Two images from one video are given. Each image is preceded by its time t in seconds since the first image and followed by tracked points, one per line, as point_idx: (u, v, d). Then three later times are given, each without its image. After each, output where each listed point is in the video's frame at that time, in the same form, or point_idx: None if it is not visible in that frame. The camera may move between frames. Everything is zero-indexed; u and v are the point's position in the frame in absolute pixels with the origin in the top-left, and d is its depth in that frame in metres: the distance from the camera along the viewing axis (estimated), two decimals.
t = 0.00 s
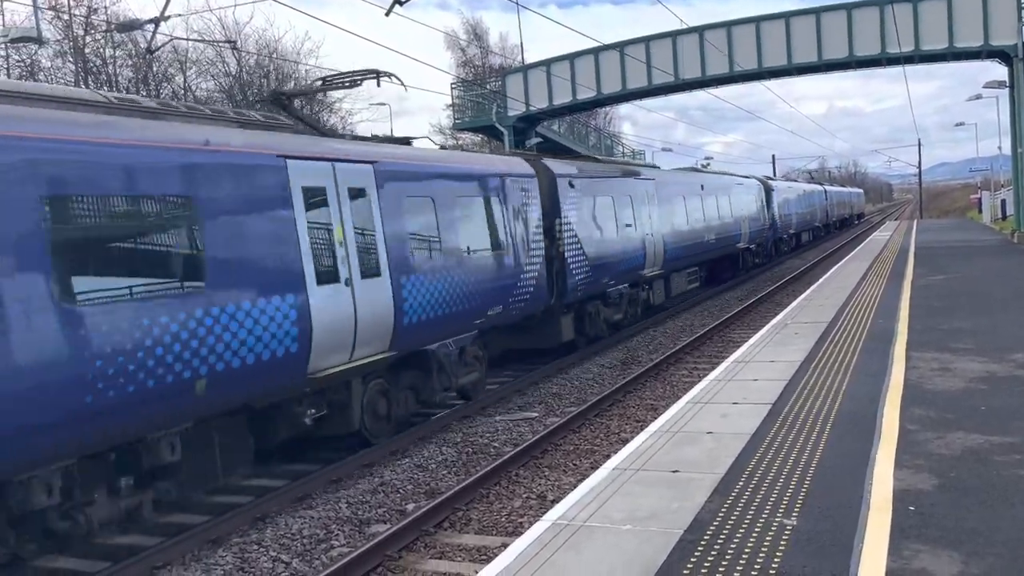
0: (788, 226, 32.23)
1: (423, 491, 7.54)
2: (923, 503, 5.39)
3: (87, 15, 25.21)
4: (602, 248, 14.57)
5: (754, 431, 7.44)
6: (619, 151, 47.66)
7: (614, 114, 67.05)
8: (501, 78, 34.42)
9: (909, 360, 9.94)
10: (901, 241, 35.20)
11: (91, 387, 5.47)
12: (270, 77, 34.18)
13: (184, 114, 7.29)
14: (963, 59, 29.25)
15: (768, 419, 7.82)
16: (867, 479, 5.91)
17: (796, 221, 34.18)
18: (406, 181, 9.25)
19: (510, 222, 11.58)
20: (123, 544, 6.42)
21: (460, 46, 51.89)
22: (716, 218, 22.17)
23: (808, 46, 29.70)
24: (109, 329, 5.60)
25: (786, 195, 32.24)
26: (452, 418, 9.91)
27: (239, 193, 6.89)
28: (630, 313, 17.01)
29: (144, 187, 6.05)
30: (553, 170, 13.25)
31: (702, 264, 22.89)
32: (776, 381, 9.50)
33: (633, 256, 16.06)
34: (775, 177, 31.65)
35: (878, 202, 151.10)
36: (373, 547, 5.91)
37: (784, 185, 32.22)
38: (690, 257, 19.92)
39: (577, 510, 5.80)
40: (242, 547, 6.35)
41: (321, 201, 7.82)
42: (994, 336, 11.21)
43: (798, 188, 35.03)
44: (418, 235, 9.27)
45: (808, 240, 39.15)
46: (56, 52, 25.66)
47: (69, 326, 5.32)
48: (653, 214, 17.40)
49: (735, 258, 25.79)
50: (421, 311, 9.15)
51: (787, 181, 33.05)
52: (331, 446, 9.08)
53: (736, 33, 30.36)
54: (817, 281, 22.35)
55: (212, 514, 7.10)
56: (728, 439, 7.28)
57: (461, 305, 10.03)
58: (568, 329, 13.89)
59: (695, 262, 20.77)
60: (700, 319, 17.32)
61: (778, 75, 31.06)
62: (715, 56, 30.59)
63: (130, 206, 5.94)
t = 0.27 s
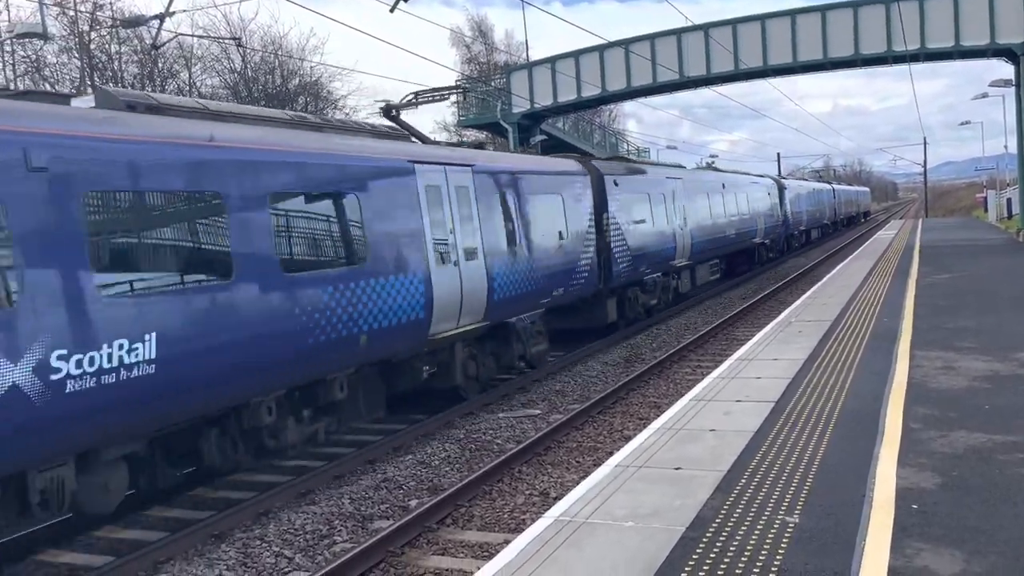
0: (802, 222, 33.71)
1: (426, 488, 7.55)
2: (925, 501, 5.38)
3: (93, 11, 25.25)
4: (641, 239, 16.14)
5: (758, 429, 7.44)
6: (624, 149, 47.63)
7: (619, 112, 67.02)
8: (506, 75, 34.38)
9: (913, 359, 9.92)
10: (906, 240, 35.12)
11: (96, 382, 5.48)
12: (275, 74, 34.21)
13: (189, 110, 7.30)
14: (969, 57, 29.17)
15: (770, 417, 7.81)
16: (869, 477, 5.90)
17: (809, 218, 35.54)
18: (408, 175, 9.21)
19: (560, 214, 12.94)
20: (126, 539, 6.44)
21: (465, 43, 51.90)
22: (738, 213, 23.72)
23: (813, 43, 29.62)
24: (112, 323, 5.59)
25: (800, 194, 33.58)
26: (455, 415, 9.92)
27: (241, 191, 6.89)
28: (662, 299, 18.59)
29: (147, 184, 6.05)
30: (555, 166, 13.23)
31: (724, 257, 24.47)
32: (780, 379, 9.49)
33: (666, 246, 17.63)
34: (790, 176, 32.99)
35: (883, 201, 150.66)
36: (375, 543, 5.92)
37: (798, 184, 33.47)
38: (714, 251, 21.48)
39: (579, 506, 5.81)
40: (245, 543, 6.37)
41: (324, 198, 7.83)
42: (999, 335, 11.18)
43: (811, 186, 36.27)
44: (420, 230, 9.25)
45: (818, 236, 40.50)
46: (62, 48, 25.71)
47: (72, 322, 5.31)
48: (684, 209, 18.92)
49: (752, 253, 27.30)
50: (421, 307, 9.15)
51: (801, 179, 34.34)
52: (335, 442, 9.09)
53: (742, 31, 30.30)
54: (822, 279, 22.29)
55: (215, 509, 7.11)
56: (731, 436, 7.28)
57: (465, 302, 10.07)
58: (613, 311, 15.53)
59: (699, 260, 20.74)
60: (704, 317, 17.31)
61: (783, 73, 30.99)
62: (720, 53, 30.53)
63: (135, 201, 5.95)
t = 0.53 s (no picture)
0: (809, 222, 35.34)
1: (426, 486, 7.56)
2: (925, 502, 5.39)
3: (95, 8, 25.26)
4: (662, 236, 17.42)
5: (757, 429, 7.45)
6: (625, 149, 47.66)
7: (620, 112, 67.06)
8: (508, 75, 34.38)
9: (913, 360, 9.92)
10: (907, 241, 35.11)
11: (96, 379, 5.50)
12: (277, 72, 34.22)
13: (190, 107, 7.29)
14: (971, 59, 29.17)
15: (770, 418, 7.81)
16: (869, 478, 5.91)
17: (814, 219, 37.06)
18: (409, 174, 9.22)
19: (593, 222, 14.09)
20: (126, 536, 6.44)
21: (467, 42, 51.92)
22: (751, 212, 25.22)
23: (815, 45, 29.63)
24: (112, 321, 5.59)
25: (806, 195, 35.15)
26: (455, 414, 9.92)
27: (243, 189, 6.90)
28: (685, 291, 19.98)
29: (148, 182, 6.04)
30: (556, 166, 13.23)
31: (736, 253, 25.93)
32: (780, 380, 9.49)
33: (685, 243, 18.88)
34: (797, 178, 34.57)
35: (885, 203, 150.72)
36: (376, 541, 5.93)
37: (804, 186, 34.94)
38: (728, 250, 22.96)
39: (579, 505, 5.82)
40: (245, 540, 6.37)
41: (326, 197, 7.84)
42: (999, 337, 11.19)
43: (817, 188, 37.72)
44: (421, 228, 9.26)
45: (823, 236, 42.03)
46: (64, 44, 25.72)
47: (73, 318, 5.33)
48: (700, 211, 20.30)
49: (763, 250, 28.86)
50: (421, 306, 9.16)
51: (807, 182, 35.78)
52: (335, 440, 9.08)
53: (744, 31, 30.29)
54: (822, 281, 22.30)
55: (215, 506, 7.11)
56: (731, 437, 7.29)
57: (465, 301, 10.08)
58: (646, 300, 17.18)
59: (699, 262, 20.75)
60: (704, 318, 17.32)
61: (785, 74, 31.00)
62: (722, 54, 30.53)
63: (136, 199, 5.94)
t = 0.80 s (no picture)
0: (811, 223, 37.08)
1: (423, 485, 7.57)
2: (921, 503, 5.41)
3: (94, 5, 25.24)
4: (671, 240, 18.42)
5: (754, 430, 7.47)
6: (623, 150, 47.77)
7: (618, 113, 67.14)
8: (507, 75, 34.40)
9: (910, 363, 9.94)
10: (904, 244, 35.18)
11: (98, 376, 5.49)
12: (275, 71, 34.22)
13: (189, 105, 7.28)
14: (969, 63, 29.21)
15: (768, 419, 7.82)
16: (865, 479, 5.92)
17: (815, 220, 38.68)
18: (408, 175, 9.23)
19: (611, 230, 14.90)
20: (124, 534, 6.44)
21: (466, 42, 51.96)
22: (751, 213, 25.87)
23: (814, 48, 29.67)
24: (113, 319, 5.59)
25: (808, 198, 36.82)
26: (452, 413, 9.93)
27: (242, 189, 6.92)
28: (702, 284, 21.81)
29: (149, 180, 6.05)
30: (554, 167, 13.24)
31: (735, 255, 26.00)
32: (777, 381, 9.50)
33: (703, 239, 20.75)
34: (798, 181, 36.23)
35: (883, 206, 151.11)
36: (373, 540, 5.94)
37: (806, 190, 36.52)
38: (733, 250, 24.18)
39: (576, 504, 5.83)
40: (242, 537, 6.38)
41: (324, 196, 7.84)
42: (996, 340, 11.21)
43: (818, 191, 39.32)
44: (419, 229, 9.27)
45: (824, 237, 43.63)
46: (62, 42, 25.71)
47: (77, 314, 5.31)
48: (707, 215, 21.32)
49: (770, 249, 30.36)
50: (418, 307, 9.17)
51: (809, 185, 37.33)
52: (331, 439, 9.07)
53: (742, 33, 30.31)
54: (819, 283, 22.33)
55: (212, 504, 7.12)
56: (728, 437, 7.30)
57: (462, 302, 10.09)
58: (671, 291, 19.05)
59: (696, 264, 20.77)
60: (701, 319, 17.33)
61: (783, 77, 31.02)
62: (721, 55, 30.55)
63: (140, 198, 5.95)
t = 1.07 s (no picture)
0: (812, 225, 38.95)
1: (416, 487, 7.58)
2: (911, 507, 5.43)
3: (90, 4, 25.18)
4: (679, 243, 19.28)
5: (747, 433, 7.49)
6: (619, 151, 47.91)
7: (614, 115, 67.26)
8: (503, 77, 34.39)
9: (903, 367, 9.97)
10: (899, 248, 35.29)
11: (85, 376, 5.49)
12: (272, 71, 34.17)
13: (183, 104, 7.26)
14: (964, 68, 29.31)
15: (760, 422, 7.85)
16: (856, 483, 5.94)
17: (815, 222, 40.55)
18: (403, 176, 9.23)
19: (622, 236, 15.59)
20: (116, 534, 6.43)
21: (462, 43, 52.04)
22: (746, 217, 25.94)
23: (809, 51, 29.72)
24: (100, 319, 5.57)
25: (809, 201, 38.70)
26: (446, 414, 9.93)
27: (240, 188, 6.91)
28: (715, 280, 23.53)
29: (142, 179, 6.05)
30: (549, 168, 13.24)
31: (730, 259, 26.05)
32: (770, 384, 9.51)
33: (717, 238, 22.52)
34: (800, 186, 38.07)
35: (878, 209, 151.52)
36: (365, 541, 5.94)
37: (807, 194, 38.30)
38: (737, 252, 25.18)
39: (568, 506, 5.85)
40: (233, 538, 6.38)
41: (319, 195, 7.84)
42: (988, 345, 11.24)
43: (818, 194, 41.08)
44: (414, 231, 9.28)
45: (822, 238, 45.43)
46: (58, 41, 25.66)
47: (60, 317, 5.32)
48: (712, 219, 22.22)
49: (774, 250, 32.18)
50: (412, 309, 9.17)
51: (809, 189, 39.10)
52: (325, 439, 9.07)
53: (739, 37, 30.36)
54: (812, 287, 22.36)
55: (204, 505, 7.11)
56: (720, 440, 7.32)
57: (457, 303, 10.09)
58: (688, 286, 20.83)
59: (690, 266, 20.80)
60: (695, 321, 17.38)
61: (779, 80, 31.08)
62: (717, 59, 30.60)
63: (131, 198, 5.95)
